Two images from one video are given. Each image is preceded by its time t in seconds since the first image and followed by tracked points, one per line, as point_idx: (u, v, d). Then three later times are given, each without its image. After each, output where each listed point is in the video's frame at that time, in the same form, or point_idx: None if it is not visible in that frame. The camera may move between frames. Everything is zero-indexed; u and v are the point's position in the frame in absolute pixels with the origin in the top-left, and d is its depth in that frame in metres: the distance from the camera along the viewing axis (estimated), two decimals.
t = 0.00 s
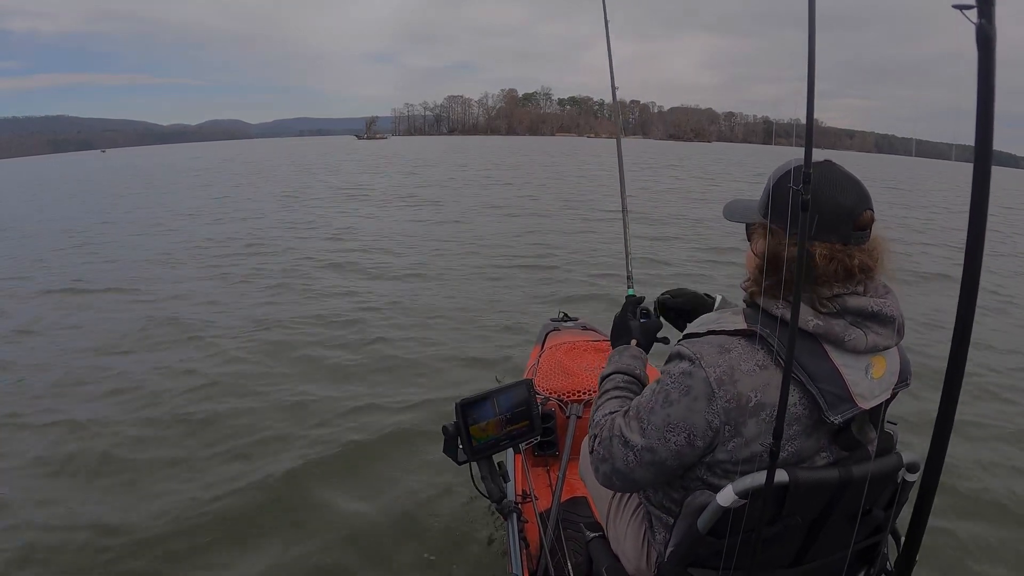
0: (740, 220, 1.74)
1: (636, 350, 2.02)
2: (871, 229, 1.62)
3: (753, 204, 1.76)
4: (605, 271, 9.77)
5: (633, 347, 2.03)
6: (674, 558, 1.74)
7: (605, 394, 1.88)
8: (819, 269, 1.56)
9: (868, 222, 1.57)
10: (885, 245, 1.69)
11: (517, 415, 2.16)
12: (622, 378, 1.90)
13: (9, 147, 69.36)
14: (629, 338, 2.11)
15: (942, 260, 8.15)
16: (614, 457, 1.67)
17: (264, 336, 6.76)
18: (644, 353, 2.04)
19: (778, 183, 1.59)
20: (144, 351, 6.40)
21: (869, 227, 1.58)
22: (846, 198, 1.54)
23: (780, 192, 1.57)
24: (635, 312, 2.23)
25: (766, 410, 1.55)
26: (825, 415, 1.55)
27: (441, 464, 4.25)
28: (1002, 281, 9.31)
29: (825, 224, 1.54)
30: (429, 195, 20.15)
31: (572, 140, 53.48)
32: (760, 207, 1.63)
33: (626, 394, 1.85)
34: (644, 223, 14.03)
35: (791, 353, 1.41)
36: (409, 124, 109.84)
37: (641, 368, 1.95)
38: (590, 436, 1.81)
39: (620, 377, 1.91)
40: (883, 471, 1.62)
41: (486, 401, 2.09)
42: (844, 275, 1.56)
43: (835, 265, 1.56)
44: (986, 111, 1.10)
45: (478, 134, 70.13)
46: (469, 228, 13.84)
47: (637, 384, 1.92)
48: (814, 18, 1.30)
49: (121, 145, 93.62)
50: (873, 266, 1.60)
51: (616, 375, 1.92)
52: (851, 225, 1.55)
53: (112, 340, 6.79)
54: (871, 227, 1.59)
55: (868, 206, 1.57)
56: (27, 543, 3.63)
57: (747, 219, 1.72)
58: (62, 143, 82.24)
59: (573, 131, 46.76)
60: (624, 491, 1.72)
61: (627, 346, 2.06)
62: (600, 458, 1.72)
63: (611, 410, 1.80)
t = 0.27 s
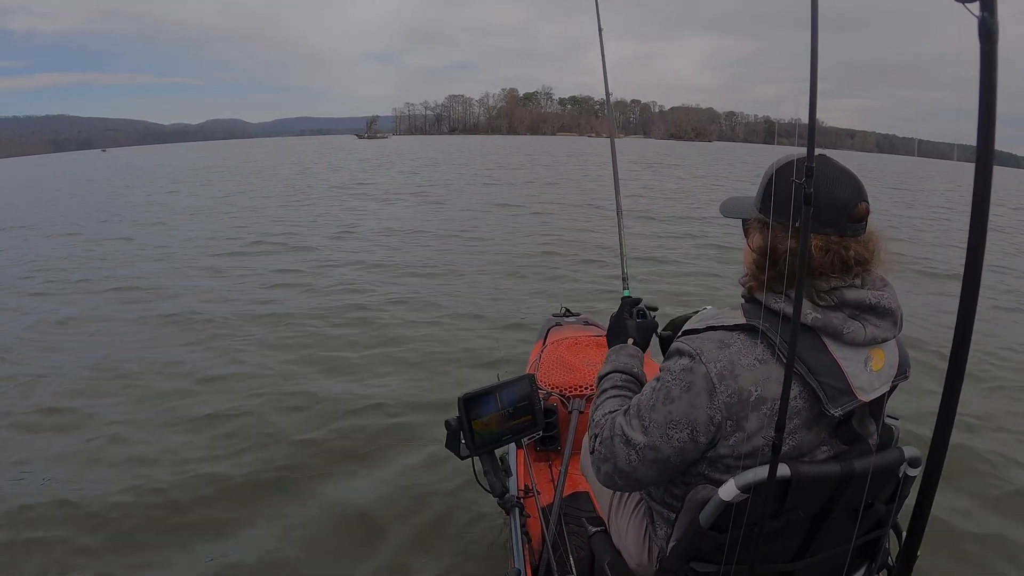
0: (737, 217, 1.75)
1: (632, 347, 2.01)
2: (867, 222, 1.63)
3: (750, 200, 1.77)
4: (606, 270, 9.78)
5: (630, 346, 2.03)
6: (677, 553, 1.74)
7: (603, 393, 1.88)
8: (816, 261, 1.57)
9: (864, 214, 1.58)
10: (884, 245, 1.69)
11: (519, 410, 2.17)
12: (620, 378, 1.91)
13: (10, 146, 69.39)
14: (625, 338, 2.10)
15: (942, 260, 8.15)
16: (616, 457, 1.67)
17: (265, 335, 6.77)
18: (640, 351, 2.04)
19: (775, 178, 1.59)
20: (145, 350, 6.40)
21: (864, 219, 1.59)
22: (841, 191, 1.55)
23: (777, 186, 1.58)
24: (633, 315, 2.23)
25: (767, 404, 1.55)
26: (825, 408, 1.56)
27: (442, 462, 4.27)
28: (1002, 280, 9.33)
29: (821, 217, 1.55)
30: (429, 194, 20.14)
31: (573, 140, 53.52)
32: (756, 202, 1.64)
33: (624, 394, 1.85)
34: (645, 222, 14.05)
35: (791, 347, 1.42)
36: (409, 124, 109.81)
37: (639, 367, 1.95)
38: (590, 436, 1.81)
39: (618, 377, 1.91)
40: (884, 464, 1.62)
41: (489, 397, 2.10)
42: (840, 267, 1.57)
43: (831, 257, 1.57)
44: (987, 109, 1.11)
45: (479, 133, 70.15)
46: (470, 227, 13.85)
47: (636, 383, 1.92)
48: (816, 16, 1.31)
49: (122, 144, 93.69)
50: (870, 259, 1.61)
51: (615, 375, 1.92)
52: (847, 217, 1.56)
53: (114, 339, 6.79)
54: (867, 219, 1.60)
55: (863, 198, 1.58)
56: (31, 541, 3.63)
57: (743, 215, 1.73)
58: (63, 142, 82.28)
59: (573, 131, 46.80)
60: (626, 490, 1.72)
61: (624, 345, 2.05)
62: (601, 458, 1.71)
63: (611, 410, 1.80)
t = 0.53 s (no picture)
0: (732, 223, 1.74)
1: (629, 355, 2.00)
2: (864, 225, 1.62)
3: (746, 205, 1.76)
4: (606, 270, 9.78)
5: (626, 353, 2.01)
6: (677, 558, 1.73)
7: (601, 401, 1.87)
8: (814, 264, 1.56)
9: (861, 217, 1.58)
10: (883, 249, 1.69)
11: (518, 414, 2.15)
12: (617, 385, 1.89)
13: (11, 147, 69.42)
14: (622, 347, 2.09)
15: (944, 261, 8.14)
16: (615, 465, 1.66)
17: (266, 336, 6.76)
18: (637, 358, 2.03)
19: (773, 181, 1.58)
20: (146, 351, 6.40)
21: (861, 222, 1.58)
22: (838, 194, 1.54)
23: (775, 190, 1.57)
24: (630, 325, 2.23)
25: (767, 410, 1.54)
26: (825, 414, 1.54)
27: (442, 464, 4.26)
28: (1002, 279, 9.33)
29: (819, 220, 1.54)
30: (431, 194, 20.14)
31: (573, 140, 53.55)
32: (754, 206, 1.63)
33: (622, 401, 1.84)
34: (645, 222, 14.05)
35: (792, 354, 1.40)
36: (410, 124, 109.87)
37: (636, 374, 1.93)
38: (589, 444, 1.80)
39: (615, 384, 1.89)
40: (885, 470, 1.61)
41: (488, 401, 2.09)
42: (839, 271, 1.56)
43: (830, 260, 1.55)
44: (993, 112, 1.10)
45: (479, 133, 70.19)
46: (471, 227, 13.84)
47: (634, 391, 1.90)
48: (819, 16, 1.29)
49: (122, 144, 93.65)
50: (868, 262, 1.60)
51: (611, 381, 1.90)
52: (844, 220, 1.55)
53: (115, 340, 6.79)
54: (864, 222, 1.60)
55: (860, 200, 1.57)
56: (30, 547, 3.62)
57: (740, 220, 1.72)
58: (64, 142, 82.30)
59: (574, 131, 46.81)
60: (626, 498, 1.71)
61: (621, 352, 2.04)
62: (600, 466, 1.70)
63: (610, 417, 1.78)
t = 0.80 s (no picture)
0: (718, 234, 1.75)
1: (617, 363, 2.00)
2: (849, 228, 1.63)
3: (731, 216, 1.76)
4: (604, 271, 9.79)
5: (614, 363, 2.02)
6: (668, 564, 1.73)
7: (591, 410, 1.87)
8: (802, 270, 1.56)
9: (845, 220, 1.58)
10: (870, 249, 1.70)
11: (511, 420, 2.15)
12: (607, 395, 1.89)
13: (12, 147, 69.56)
14: (610, 356, 2.10)
15: (942, 263, 8.15)
16: (606, 473, 1.66)
17: (263, 338, 6.77)
18: (625, 367, 2.03)
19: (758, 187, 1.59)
20: (144, 352, 6.40)
21: (847, 225, 1.59)
22: (823, 198, 1.55)
23: (761, 197, 1.58)
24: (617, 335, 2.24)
25: (757, 416, 1.54)
26: (815, 420, 1.54)
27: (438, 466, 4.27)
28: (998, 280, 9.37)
29: (807, 226, 1.54)
30: (430, 195, 20.16)
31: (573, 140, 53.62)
32: (738, 215, 1.63)
33: (612, 410, 1.84)
34: (644, 223, 14.07)
35: (782, 360, 1.40)
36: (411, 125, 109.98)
37: (624, 383, 1.94)
38: (579, 453, 1.80)
39: (604, 393, 1.89)
40: (876, 476, 1.60)
41: (479, 407, 2.09)
42: (827, 276, 1.56)
43: (818, 265, 1.56)
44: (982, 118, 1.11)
45: (479, 134, 70.23)
46: (470, 228, 13.85)
47: (623, 399, 1.90)
48: (809, 23, 1.30)
49: (124, 145, 93.84)
50: (856, 265, 1.60)
51: (600, 391, 1.90)
52: (829, 224, 1.55)
53: (112, 341, 6.80)
54: (849, 225, 1.60)
55: (844, 202, 1.58)
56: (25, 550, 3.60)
57: (727, 230, 1.72)
58: (64, 143, 82.34)
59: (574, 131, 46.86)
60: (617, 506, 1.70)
61: (609, 362, 2.04)
62: (591, 475, 1.70)
63: (600, 425, 1.78)
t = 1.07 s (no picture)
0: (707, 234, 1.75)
1: (610, 360, 2.01)
2: (835, 222, 1.64)
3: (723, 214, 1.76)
4: (602, 271, 9.82)
5: (606, 359, 2.02)
6: (660, 560, 1.73)
7: (583, 406, 1.87)
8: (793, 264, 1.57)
9: (831, 213, 1.60)
10: (860, 247, 1.71)
11: (504, 416, 2.16)
12: (599, 390, 1.89)
13: (13, 148, 69.67)
14: (602, 353, 2.11)
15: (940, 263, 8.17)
16: (599, 469, 1.66)
17: (262, 337, 6.78)
18: (617, 364, 2.04)
19: (746, 183, 1.60)
20: (142, 351, 6.42)
21: (833, 217, 1.60)
22: (809, 191, 1.56)
23: (750, 193, 1.59)
24: (610, 332, 2.25)
25: (749, 410, 1.54)
26: (806, 414, 1.54)
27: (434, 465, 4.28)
28: (995, 281, 9.39)
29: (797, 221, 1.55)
30: (430, 195, 20.20)
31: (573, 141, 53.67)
32: (727, 213, 1.64)
33: (605, 406, 1.84)
34: (643, 224, 14.09)
35: (773, 354, 1.41)
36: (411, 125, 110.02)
37: (616, 379, 1.94)
38: (572, 449, 1.80)
39: (597, 390, 1.90)
40: (867, 472, 1.61)
41: (473, 402, 2.09)
42: (817, 270, 1.57)
43: (808, 258, 1.57)
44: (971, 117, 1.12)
45: (480, 134, 70.27)
46: (470, 229, 13.87)
47: (615, 396, 1.91)
48: (803, 20, 1.30)
49: (124, 146, 93.82)
50: (844, 259, 1.61)
51: (593, 387, 1.91)
52: (816, 216, 1.57)
53: (111, 340, 6.81)
54: (835, 218, 1.62)
55: (830, 196, 1.60)
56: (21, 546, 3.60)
57: (716, 229, 1.73)
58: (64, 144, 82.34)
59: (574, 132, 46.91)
60: (610, 502, 1.71)
61: (601, 358, 2.05)
62: (584, 471, 1.70)
63: (592, 421, 1.78)
